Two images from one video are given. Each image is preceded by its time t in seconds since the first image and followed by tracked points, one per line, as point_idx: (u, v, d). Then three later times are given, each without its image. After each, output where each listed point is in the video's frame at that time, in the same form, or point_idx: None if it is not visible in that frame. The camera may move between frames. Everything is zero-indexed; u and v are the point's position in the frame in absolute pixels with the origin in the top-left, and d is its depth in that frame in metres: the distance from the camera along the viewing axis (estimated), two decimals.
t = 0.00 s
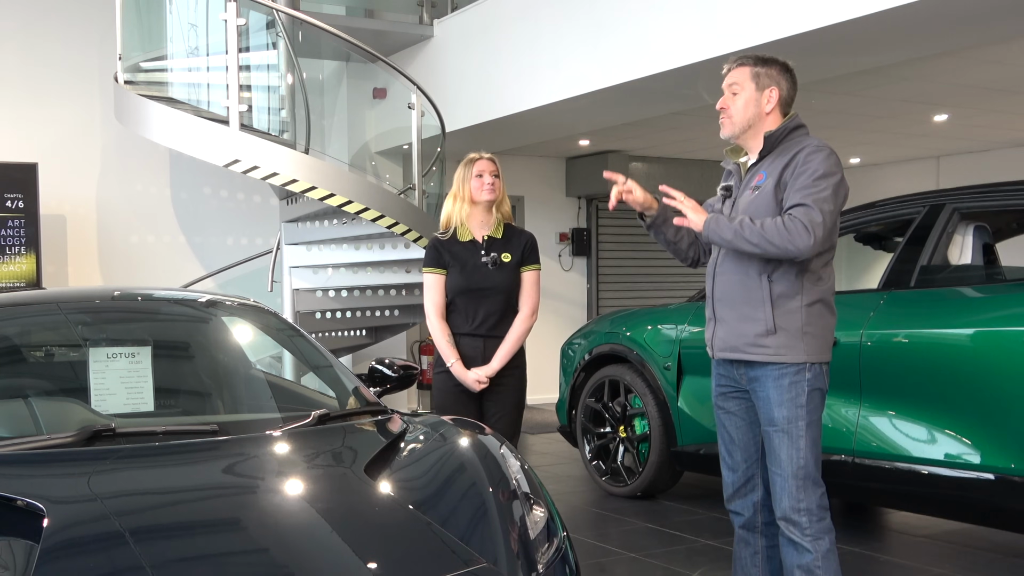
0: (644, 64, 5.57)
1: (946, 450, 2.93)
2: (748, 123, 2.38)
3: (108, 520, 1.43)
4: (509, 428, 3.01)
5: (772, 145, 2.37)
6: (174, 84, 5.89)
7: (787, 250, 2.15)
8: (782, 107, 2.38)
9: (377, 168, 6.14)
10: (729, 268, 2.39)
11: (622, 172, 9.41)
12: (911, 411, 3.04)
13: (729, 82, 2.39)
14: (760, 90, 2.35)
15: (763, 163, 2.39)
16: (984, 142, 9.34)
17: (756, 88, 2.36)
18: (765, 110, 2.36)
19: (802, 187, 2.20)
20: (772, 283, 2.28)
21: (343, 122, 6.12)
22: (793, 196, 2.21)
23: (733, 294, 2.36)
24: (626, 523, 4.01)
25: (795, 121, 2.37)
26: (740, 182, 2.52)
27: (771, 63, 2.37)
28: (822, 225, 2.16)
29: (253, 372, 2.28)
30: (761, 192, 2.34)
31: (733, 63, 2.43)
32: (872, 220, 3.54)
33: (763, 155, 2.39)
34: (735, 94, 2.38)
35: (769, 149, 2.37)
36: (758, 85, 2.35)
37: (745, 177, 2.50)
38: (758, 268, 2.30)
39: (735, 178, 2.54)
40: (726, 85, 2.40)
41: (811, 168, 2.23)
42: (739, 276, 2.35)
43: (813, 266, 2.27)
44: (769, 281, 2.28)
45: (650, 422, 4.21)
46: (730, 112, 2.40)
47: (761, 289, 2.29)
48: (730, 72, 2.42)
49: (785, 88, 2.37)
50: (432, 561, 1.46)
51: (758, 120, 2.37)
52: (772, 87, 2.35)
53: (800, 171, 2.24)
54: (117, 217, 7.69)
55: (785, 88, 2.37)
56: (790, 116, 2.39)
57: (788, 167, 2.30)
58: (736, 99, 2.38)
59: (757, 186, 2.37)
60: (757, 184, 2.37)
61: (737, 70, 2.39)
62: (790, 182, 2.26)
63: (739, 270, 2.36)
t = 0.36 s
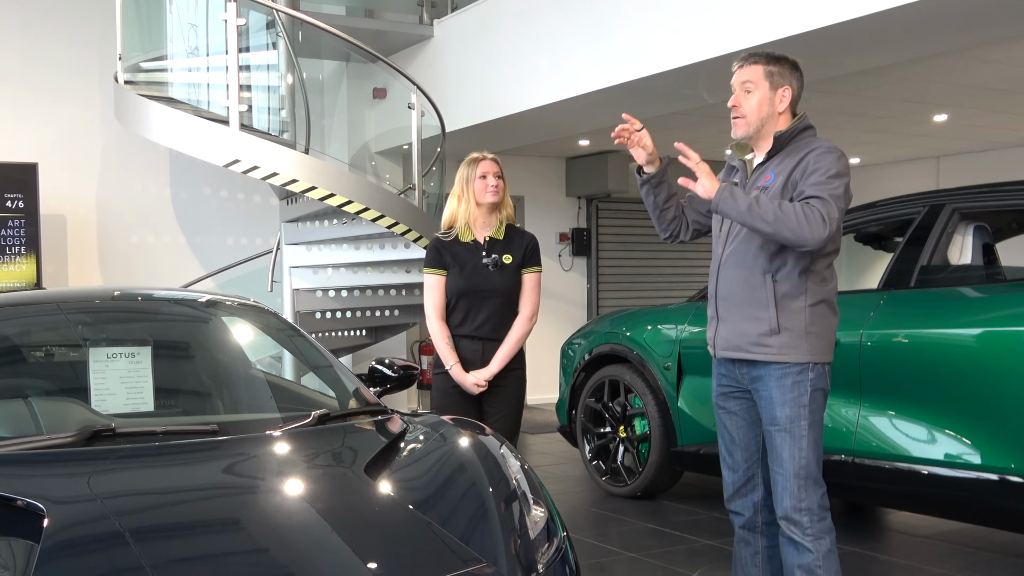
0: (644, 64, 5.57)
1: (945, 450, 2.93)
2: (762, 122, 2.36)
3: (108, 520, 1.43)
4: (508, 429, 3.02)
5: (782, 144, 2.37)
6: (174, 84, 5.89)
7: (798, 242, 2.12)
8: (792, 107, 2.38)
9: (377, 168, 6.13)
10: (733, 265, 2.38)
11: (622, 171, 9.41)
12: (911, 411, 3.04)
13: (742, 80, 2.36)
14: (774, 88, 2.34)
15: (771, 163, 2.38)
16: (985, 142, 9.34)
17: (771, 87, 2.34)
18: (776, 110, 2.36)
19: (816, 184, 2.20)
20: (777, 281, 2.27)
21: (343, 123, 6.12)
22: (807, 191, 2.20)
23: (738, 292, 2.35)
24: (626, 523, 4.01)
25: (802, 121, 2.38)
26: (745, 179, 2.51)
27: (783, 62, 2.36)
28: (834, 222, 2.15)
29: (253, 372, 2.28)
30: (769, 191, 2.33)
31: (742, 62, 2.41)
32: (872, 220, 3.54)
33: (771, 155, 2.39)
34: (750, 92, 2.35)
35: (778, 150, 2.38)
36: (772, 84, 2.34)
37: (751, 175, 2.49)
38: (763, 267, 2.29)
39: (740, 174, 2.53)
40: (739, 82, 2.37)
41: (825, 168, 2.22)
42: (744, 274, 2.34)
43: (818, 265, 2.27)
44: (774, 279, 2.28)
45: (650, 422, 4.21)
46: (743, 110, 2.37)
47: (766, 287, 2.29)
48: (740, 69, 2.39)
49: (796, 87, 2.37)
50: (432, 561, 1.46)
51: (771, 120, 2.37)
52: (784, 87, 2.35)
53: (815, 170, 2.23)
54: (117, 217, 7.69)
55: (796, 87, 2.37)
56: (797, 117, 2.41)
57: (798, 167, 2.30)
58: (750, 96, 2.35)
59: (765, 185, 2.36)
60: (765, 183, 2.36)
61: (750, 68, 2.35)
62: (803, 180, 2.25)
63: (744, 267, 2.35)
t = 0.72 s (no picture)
0: (644, 64, 5.57)
1: (945, 450, 2.93)
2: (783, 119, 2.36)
3: (108, 520, 1.43)
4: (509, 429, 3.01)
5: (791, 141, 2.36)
6: (174, 84, 5.89)
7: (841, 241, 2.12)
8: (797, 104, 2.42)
9: (377, 168, 6.13)
10: (746, 264, 2.36)
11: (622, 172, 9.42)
12: (911, 411, 3.04)
13: (764, 75, 2.32)
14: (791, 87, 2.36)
15: (781, 161, 2.37)
16: (985, 142, 9.34)
17: (789, 85, 2.35)
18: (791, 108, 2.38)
19: (842, 180, 2.19)
20: (795, 280, 2.27)
21: (343, 123, 6.12)
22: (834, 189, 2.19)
23: (752, 291, 2.33)
24: (626, 523, 4.01)
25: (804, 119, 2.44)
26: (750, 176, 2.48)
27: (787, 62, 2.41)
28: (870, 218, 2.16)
29: (253, 372, 2.28)
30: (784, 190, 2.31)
31: (753, 58, 2.37)
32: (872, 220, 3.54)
33: (780, 154, 2.38)
34: (773, 87, 2.32)
35: (787, 149, 2.37)
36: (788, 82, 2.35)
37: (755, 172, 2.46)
38: (779, 264, 2.29)
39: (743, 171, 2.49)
40: (761, 77, 2.32)
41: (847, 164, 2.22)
42: (757, 273, 2.33)
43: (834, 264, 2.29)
44: (792, 279, 2.27)
45: (650, 422, 4.21)
46: (768, 105, 2.33)
47: (782, 285, 2.28)
48: (755, 65, 2.35)
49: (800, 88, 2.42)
50: (433, 561, 1.46)
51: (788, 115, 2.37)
52: (796, 86, 2.38)
53: (836, 166, 2.22)
54: (117, 217, 7.69)
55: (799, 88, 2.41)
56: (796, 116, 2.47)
57: (813, 165, 2.28)
58: (774, 92, 2.32)
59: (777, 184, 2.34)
60: (778, 182, 2.33)
61: (771, 63, 2.33)
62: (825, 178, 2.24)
63: (757, 266, 2.33)
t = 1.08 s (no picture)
0: (644, 64, 5.57)
1: (945, 450, 2.93)
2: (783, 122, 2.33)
3: (107, 520, 1.43)
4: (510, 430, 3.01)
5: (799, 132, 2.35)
6: (174, 84, 5.89)
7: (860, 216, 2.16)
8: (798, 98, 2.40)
9: (377, 168, 6.13)
10: (758, 251, 2.33)
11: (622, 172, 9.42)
12: (911, 411, 3.04)
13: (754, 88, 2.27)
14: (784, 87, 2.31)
15: (788, 152, 2.34)
16: (985, 142, 9.34)
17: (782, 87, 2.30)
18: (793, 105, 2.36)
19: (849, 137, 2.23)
20: (811, 265, 2.26)
21: (343, 123, 6.12)
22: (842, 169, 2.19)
23: (766, 278, 2.30)
24: (626, 523, 4.01)
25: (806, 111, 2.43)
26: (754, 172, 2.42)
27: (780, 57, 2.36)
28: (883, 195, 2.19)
29: (253, 372, 2.29)
30: (792, 176, 2.31)
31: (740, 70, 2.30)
32: (872, 220, 3.54)
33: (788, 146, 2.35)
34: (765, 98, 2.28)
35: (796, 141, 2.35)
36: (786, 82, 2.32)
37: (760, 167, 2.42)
38: (796, 250, 2.27)
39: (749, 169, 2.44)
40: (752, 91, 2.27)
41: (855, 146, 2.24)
42: (772, 259, 2.30)
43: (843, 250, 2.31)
44: (808, 263, 2.26)
45: (650, 422, 4.21)
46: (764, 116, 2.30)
47: (799, 271, 2.26)
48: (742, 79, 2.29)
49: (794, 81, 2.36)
50: (434, 561, 1.46)
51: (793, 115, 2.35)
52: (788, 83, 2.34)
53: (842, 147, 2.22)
54: (116, 217, 7.69)
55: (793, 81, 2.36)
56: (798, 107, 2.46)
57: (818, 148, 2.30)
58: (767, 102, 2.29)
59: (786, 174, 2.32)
60: (786, 171, 2.32)
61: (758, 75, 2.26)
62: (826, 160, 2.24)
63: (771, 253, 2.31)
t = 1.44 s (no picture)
0: (645, 64, 5.57)
1: (945, 450, 2.93)
2: (728, 124, 2.37)
3: (108, 520, 1.43)
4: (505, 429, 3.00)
5: (775, 135, 2.33)
6: (174, 84, 5.89)
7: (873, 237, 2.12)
8: (760, 101, 2.35)
9: (377, 168, 6.14)
10: (748, 262, 2.31)
11: (622, 172, 9.43)
12: (911, 411, 3.04)
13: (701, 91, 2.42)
14: (730, 90, 2.36)
15: (771, 155, 2.33)
16: (985, 142, 9.34)
17: (726, 90, 2.36)
18: (743, 109, 2.36)
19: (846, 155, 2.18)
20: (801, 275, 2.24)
21: (343, 123, 6.12)
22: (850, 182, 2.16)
23: (759, 288, 2.29)
24: (627, 523, 4.01)
25: (789, 112, 2.37)
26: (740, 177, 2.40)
27: (748, 59, 2.38)
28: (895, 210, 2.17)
29: (253, 372, 2.28)
30: (777, 185, 2.28)
31: (702, 74, 2.46)
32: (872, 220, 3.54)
33: (769, 149, 2.34)
34: (709, 101, 2.41)
35: (777, 142, 2.33)
36: (728, 87, 2.36)
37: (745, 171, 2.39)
38: (785, 260, 2.25)
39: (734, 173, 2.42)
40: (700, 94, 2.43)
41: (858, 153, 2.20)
42: (762, 269, 2.28)
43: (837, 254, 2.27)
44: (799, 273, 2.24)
45: (650, 422, 4.21)
46: (708, 118, 2.41)
47: (789, 281, 2.24)
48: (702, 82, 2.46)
49: (757, 82, 2.35)
50: (435, 561, 1.46)
51: (737, 119, 2.37)
52: (741, 84, 2.35)
53: (844, 155, 2.19)
54: (116, 217, 7.69)
55: (757, 81, 2.35)
56: (783, 109, 2.39)
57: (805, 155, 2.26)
58: (710, 104, 2.40)
59: (770, 179, 2.30)
60: (770, 177, 2.30)
61: (706, 78, 2.41)
62: (833, 168, 2.20)
63: (761, 263, 2.28)
